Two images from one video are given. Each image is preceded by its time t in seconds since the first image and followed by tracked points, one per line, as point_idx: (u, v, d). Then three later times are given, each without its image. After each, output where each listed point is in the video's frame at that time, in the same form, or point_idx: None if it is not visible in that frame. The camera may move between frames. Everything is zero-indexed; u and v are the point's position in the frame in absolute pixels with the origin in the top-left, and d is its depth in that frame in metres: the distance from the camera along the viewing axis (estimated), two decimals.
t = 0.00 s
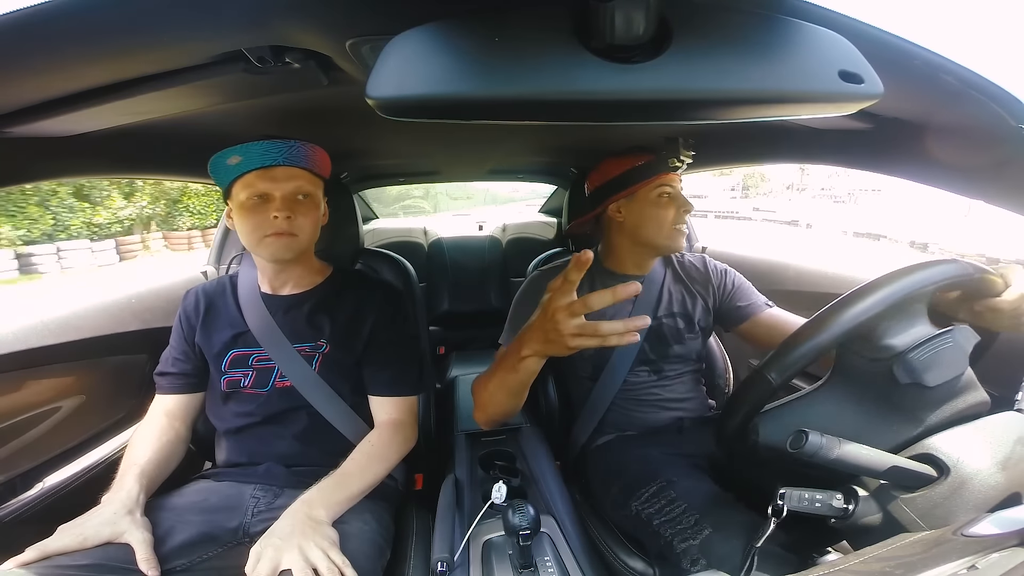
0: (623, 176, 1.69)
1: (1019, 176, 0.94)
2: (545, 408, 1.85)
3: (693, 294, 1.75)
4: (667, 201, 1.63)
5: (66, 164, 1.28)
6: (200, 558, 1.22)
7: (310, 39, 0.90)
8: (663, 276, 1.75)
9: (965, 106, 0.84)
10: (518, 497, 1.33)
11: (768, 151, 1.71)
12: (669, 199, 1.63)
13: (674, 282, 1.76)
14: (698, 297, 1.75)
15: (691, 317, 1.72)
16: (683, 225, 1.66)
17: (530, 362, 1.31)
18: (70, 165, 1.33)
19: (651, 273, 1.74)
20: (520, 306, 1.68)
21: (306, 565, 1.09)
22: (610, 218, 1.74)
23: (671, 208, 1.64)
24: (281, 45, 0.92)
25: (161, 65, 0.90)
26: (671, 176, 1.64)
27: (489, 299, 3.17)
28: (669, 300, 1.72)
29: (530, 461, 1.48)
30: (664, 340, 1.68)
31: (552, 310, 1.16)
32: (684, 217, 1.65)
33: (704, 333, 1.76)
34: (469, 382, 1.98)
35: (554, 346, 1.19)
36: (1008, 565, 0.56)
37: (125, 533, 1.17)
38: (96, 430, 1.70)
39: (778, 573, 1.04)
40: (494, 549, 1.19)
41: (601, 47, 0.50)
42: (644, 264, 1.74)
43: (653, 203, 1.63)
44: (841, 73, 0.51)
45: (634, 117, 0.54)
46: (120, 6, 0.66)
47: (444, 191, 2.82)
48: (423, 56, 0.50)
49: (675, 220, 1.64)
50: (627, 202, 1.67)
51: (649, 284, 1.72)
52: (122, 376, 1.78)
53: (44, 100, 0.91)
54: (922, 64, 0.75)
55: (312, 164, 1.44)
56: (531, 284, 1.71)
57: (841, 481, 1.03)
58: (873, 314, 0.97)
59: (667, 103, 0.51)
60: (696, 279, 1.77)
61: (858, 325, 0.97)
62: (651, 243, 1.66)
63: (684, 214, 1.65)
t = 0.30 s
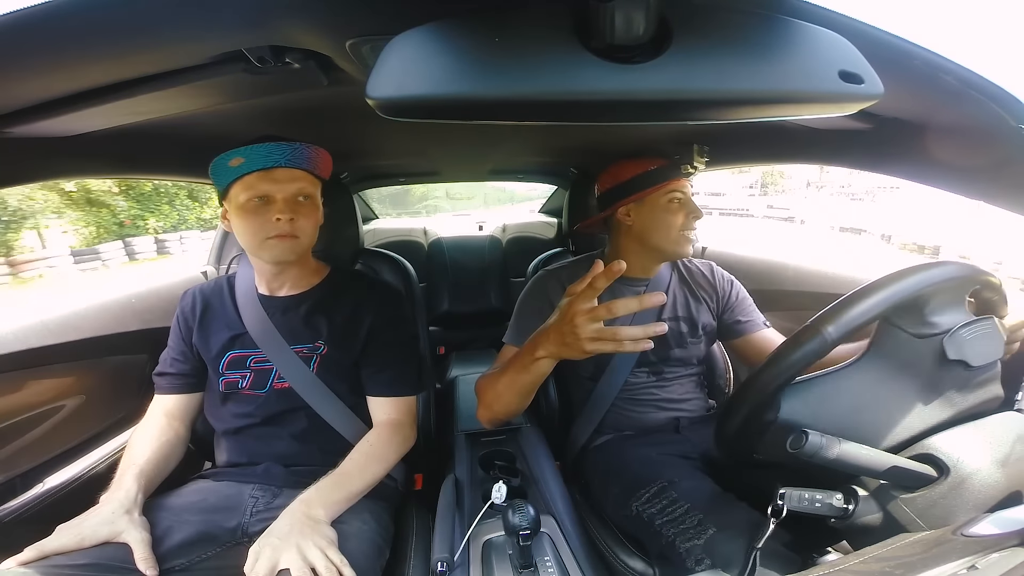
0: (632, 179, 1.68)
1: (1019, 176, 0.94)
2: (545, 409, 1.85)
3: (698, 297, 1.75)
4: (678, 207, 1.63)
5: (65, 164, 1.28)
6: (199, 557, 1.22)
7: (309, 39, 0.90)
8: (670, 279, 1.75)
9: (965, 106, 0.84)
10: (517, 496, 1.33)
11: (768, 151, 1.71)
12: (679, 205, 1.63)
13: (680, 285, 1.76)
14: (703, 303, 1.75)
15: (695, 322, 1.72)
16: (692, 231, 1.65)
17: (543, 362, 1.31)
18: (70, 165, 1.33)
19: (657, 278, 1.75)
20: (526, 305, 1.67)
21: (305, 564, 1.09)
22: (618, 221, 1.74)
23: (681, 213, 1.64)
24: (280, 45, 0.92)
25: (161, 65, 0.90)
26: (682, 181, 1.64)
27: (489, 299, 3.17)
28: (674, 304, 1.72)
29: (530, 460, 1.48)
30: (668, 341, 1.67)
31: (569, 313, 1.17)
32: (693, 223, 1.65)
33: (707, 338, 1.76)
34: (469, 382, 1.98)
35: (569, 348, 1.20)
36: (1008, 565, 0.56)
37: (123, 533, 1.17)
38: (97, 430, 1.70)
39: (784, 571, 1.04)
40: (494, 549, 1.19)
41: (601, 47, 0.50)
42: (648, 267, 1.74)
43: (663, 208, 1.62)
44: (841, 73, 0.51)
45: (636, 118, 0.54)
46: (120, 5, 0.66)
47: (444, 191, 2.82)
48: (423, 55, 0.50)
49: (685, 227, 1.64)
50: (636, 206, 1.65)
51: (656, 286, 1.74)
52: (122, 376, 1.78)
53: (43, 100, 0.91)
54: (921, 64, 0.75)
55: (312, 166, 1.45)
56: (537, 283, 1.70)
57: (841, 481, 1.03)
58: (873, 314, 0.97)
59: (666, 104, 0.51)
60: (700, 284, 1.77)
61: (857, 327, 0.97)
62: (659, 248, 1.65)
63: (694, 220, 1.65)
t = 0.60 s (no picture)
0: (632, 179, 1.69)
1: (1019, 176, 0.94)
2: (545, 410, 1.85)
3: (696, 297, 1.75)
4: (678, 207, 1.64)
5: (65, 164, 1.28)
6: (193, 556, 1.22)
7: (309, 39, 0.90)
8: (667, 278, 1.74)
9: (965, 106, 0.84)
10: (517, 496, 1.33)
11: (768, 151, 1.71)
12: (680, 207, 1.64)
13: (677, 285, 1.76)
14: (700, 305, 1.75)
15: (692, 324, 1.72)
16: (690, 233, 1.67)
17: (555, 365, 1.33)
18: (70, 165, 1.33)
19: (655, 277, 1.73)
20: (524, 301, 1.66)
21: (295, 562, 1.09)
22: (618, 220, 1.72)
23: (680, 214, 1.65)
24: (280, 45, 0.92)
25: (160, 65, 0.91)
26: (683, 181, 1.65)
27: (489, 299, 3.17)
28: (672, 305, 1.73)
29: (530, 460, 1.48)
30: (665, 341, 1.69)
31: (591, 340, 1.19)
32: (691, 226, 1.67)
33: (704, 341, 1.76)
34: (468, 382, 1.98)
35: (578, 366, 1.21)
36: (1009, 565, 0.56)
37: (116, 531, 1.18)
38: (100, 429, 1.70)
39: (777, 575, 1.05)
40: (494, 549, 1.19)
41: (601, 47, 0.50)
42: (645, 268, 1.72)
43: (663, 208, 1.64)
44: (841, 73, 0.51)
45: (636, 118, 0.54)
46: (121, 6, 0.66)
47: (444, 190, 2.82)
48: (424, 55, 0.50)
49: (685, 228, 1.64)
50: (636, 205, 1.66)
51: (652, 287, 1.72)
52: (125, 376, 1.78)
53: (44, 100, 0.92)
54: (922, 63, 0.75)
55: (316, 164, 1.46)
56: (537, 282, 1.69)
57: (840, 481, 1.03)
58: (875, 315, 0.97)
59: (667, 104, 0.51)
60: (698, 285, 1.77)
61: (858, 330, 0.97)
62: (659, 248, 1.65)
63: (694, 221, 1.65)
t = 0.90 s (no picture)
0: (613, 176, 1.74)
1: (1018, 176, 0.94)
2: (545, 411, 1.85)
3: (693, 290, 1.74)
4: (652, 200, 1.66)
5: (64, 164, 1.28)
6: (192, 556, 1.22)
7: (309, 39, 0.90)
8: (661, 275, 1.73)
9: (965, 107, 0.84)
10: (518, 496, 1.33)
11: (768, 151, 1.71)
12: (654, 199, 1.66)
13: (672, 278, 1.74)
14: (697, 301, 1.74)
15: (690, 320, 1.71)
16: (669, 229, 1.66)
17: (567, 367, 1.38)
18: (68, 165, 1.33)
19: (647, 273, 1.72)
20: (521, 303, 1.66)
21: (289, 561, 1.09)
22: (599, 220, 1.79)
23: (654, 208, 1.67)
24: (281, 45, 0.92)
25: (161, 65, 0.91)
26: (660, 175, 1.68)
27: (490, 299, 3.17)
28: (669, 300, 1.71)
29: (530, 460, 1.48)
30: (664, 337, 1.67)
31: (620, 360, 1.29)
32: (668, 220, 1.66)
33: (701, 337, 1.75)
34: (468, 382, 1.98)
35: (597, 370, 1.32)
36: (1010, 565, 0.56)
37: (113, 531, 1.18)
38: (102, 428, 1.71)
39: None
40: (494, 549, 1.19)
41: (602, 47, 0.50)
42: (635, 266, 1.72)
43: (637, 203, 1.67)
44: (841, 73, 0.51)
45: (638, 118, 0.54)
46: (122, 6, 0.66)
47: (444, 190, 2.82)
48: (425, 54, 0.50)
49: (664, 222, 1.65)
50: (612, 201, 1.72)
51: (645, 283, 1.70)
52: (125, 376, 1.78)
53: (45, 100, 0.92)
54: (922, 64, 0.76)
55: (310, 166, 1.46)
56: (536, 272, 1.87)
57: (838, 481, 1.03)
58: (874, 316, 0.98)
59: (668, 104, 0.51)
60: (695, 279, 1.76)
61: (856, 331, 0.98)
62: (636, 243, 1.66)
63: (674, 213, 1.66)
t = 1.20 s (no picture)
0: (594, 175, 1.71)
1: (1019, 176, 0.94)
2: (545, 411, 1.85)
3: (693, 289, 1.71)
4: (626, 198, 1.63)
5: (63, 163, 1.28)
6: (190, 556, 1.23)
7: (309, 38, 0.90)
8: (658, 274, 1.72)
9: (965, 107, 0.84)
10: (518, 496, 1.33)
11: (768, 151, 1.71)
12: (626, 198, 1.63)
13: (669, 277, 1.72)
14: (696, 299, 1.71)
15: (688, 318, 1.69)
16: (649, 228, 1.61)
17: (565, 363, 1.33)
18: (67, 165, 1.33)
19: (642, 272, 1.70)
20: (517, 305, 1.65)
21: (288, 561, 1.09)
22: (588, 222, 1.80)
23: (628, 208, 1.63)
24: (281, 45, 0.92)
25: (161, 65, 0.91)
26: (634, 174, 1.63)
27: (490, 299, 3.17)
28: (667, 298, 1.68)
29: (529, 460, 1.48)
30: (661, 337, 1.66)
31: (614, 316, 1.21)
32: (645, 218, 1.61)
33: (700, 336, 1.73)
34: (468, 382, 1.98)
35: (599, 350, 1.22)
36: (1009, 565, 0.56)
37: (112, 531, 1.18)
38: (104, 426, 1.71)
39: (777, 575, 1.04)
40: (494, 549, 1.19)
41: (601, 47, 0.50)
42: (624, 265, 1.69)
43: (610, 203, 1.65)
44: (842, 72, 0.51)
45: (639, 117, 0.54)
46: (122, 6, 0.66)
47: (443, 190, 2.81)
48: (425, 54, 0.50)
49: (640, 221, 1.61)
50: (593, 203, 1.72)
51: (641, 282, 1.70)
52: (125, 377, 1.78)
53: (45, 100, 0.92)
54: (924, 64, 0.76)
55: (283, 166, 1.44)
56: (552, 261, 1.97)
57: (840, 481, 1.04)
58: (869, 318, 0.98)
59: (668, 103, 0.51)
60: (694, 277, 1.74)
61: (852, 334, 0.97)
62: (615, 245, 1.65)
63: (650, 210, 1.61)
